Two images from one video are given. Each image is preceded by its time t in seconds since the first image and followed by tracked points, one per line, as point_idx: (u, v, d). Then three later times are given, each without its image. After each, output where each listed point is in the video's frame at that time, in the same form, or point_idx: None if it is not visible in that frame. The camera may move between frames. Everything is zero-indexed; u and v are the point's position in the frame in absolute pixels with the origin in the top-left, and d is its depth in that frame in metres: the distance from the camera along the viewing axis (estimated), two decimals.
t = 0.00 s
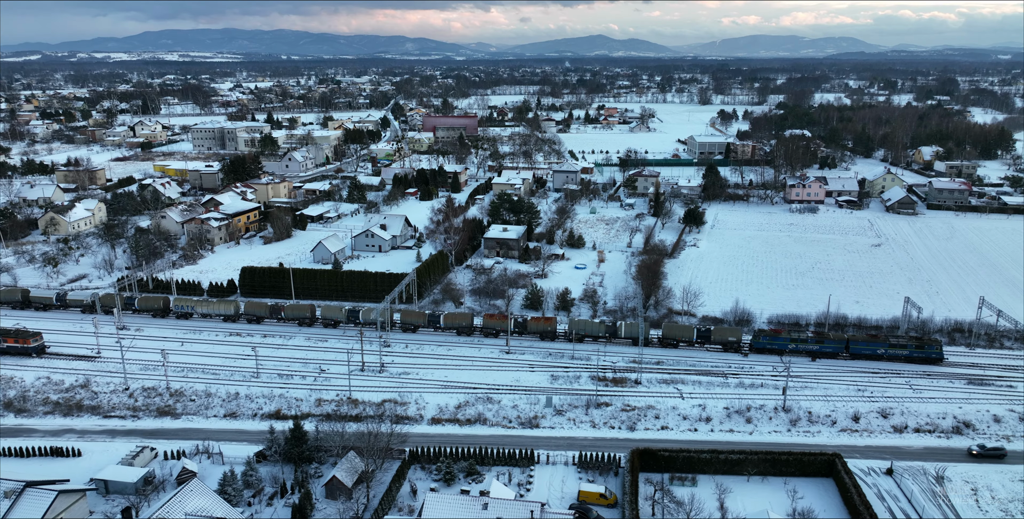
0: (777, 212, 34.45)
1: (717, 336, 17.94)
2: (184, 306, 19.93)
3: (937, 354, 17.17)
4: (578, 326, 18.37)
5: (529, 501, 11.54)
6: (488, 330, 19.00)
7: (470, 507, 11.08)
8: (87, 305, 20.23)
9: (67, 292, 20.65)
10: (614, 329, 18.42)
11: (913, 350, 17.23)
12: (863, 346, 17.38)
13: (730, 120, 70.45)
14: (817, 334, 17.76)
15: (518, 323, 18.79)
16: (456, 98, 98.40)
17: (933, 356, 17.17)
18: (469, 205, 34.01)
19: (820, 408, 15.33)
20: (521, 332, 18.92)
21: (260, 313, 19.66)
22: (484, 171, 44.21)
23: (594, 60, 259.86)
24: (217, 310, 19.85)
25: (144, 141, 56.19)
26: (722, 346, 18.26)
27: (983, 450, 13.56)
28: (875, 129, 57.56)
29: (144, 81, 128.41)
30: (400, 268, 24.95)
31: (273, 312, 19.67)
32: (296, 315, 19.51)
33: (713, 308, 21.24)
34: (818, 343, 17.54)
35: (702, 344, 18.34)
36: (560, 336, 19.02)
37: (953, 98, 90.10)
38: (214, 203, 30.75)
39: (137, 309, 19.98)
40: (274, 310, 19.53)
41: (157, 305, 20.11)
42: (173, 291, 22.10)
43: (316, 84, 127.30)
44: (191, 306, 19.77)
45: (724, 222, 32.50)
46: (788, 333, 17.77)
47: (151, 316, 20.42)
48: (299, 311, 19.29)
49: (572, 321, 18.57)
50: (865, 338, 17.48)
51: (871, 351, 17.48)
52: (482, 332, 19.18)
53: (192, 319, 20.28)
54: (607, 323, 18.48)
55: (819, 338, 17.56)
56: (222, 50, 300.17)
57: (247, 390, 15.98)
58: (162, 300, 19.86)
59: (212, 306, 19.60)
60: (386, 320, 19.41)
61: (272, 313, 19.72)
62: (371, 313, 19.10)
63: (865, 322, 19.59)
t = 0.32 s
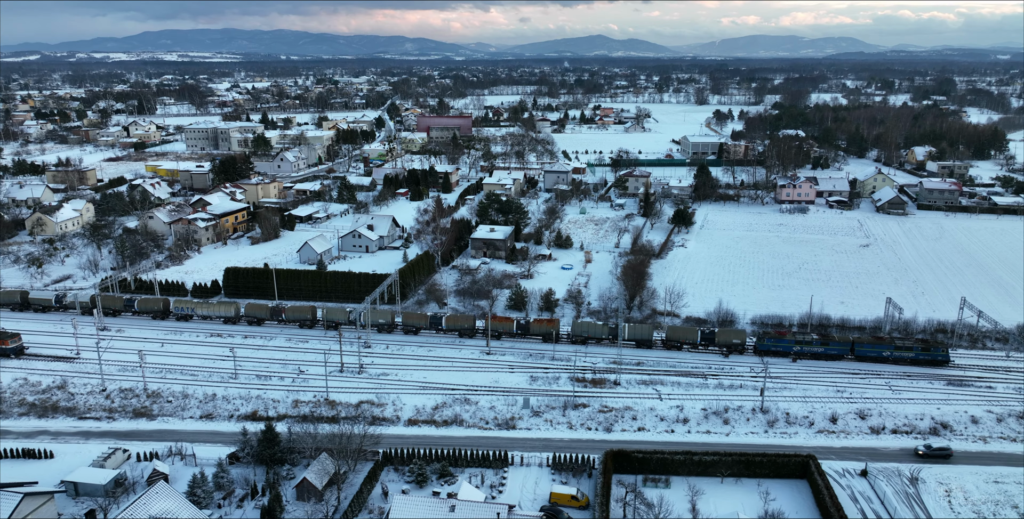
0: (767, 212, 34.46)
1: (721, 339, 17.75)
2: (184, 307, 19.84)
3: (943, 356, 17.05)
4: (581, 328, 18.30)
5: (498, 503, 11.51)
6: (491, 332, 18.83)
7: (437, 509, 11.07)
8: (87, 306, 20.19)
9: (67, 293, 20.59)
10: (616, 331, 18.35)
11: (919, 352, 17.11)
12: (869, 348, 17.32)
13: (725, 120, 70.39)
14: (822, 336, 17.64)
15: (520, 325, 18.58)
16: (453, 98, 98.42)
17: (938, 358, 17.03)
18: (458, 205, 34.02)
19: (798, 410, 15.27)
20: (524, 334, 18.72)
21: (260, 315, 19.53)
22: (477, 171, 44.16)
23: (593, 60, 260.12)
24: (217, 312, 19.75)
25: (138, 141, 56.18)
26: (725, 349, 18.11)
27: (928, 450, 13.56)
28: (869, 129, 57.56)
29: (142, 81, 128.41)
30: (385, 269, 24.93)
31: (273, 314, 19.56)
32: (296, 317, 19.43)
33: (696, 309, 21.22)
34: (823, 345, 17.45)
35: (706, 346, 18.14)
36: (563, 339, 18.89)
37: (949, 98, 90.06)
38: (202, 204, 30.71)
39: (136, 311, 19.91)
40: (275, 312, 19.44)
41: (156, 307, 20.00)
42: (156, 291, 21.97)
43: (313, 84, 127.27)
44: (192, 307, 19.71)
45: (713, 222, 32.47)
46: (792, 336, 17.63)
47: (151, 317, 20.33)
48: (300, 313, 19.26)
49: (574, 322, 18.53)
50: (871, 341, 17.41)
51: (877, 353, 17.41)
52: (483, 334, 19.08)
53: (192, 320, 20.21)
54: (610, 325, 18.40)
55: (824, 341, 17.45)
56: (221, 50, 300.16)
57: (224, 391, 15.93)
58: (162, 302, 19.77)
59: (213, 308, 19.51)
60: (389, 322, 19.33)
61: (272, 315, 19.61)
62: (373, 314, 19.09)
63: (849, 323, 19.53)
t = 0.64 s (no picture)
0: (758, 213, 34.44)
1: (725, 341, 17.66)
2: (184, 310, 19.67)
3: (950, 359, 16.97)
4: (584, 329, 18.13)
5: (467, 506, 11.49)
6: (493, 334, 18.75)
7: (405, 511, 11.07)
8: (87, 309, 20.06)
9: (66, 297, 20.53)
10: (621, 333, 18.17)
11: (926, 355, 17.01)
12: (875, 351, 17.17)
13: (720, 120, 70.43)
14: (827, 339, 17.52)
15: (523, 327, 18.56)
16: (450, 98, 98.50)
17: (945, 361, 16.97)
18: (447, 205, 33.97)
19: (776, 411, 15.21)
20: (526, 336, 18.68)
21: (262, 317, 19.38)
22: (469, 172, 44.10)
23: (593, 60, 260.23)
24: (217, 314, 19.57)
25: (131, 141, 56.18)
26: (730, 351, 18.01)
27: (874, 451, 13.59)
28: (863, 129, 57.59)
29: (139, 81, 128.33)
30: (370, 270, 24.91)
31: (275, 316, 19.44)
32: (298, 319, 19.30)
33: (680, 310, 21.17)
34: (829, 348, 17.32)
35: (711, 349, 18.07)
36: (567, 342, 18.74)
37: (946, 98, 90.16)
38: (190, 204, 30.68)
39: (137, 313, 19.75)
40: (276, 314, 19.32)
41: (157, 309, 19.80)
42: (139, 292, 21.86)
43: (311, 83, 127.31)
44: (193, 310, 19.55)
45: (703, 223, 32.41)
46: (798, 339, 17.45)
47: (151, 320, 20.14)
48: (301, 316, 19.14)
49: (578, 325, 18.34)
50: (877, 343, 17.26)
51: (883, 357, 17.25)
52: (486, 336, 19.00)
53: (193, 322, 20.03)
54: (614, 328, 18.23)
55: (830, 343, 17.32)
56: (220, 50, 300.16)
57: (202, 393, 15.87)
58: (162, 304, 19.59)
59: (213, 310, 19.33)
60: (391, 324, 19.19)
61: (274, 317, 19.49)
62: (374, 317, 18.96)
63: (832, 324, 19.48)
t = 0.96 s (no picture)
0: (748, 213, 34.43)
1: (732, 344, 17.59)
2: (185, 312, 19.57)
3: (959, 362, 16.85)
4: (589, 333, 18.05)
5: (438, 510, 11.46)
6: (498, 337, 18.64)
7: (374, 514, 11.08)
8: (88, 311, 19.97)
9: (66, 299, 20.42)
10: (625, 335, 18.10)
11: (934, 358, 16.90)
12: (882, 353, 17.09)
13: (715, 120, 70.45)
14: (834, 342, 17.47)
15: (528, 330, 18.41)
16: (446, 98, 98.56)
17: (953, 364, 16.86)
18: (438, 206, 33.93)
19: (756, 413, 15.17)
20: (530, 339, 18.56)
21: (264, 319, 19.36)
22: (462, 172, 44.09)
23: (592, 60, 260.58)
24: (219, 317, 19.51)
25: (125, 142, 56.16)
26: (737, 354, 17.90)
27: (823, 452, 13.66)
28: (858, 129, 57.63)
29: (137, 81, 128.43)
30: (356, 270, 24.90)
31: (277, 318, 19.39)
32: (300, 322, 19.29)
33: (665, 311, 21.10)
34: (835, 351, 17.27)
35: (717, 352, 17.95)
36: (572, 344, 18.64)
37: (942, 98, 90.25)
38: (179, 205, 30.65)
39: (138, 315, 19.65)
40: (279, 317, 19.29)
41: (158, 311, 19.74)
42: (123, 294, 21.77)
43: (309, 84, 127.35)
44: (194, 312, 19.45)
45: (693, 223, 32.39)
46: (805, 341, 17.38)
47: (153, 322, 20.06)
48: (303, 318, 19.04)
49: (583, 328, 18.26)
50: (884, 345, 17.16)
51: (890, 359, 17.16)
52: (491, 339, 18.83)
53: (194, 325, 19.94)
54: (619, 330, 18.17)
55: (837, 346, 17.27)
56: (219, 51, 300.33)
57: (181, 394, 15.81)
58: (164, 306, 19.51)
59: (215, 313, 19.26)
60: (394, 327, 19.00)
61: (275, 319, 19.48)
62: (377, 319, 18.83)
63: (817, 325, 19.49)
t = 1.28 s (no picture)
0: (739, 213, 34.42)
1: (738, 347, 17.44)
2: (188, 314, 19.42)
3: (968, 364, 16.70)
4: (594, 335, 17.87)
5: (410, 512, 11.42)
6: (502, 340, 18.50)
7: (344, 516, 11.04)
8: (90, 314, 19.77)
9: (68, 300, 20.17)
10: (631, 338, 17.84)
11: (943, 360, 16.74)
12: (890, 356, 16.86)
13: (711, 121, 70.44)
14: (842, 343, 17.29)
15: (533, 332, 18.20)
16: (443, 98, 98.54)
17: (963, 366, 16.72)
18: (428, 206, 33.86)
19: (736, 414, 15.12)
20: (535, 341, 18.36)
21: (267, 321, 19.24)
22: (455, 173, 44.08)
23: (592, 59, 260.80)
24: (222, 319, 19.39)
25: (119, 142, 56.15)
26: (742, 357, 17.77)
27: (772, 452, 13.64)
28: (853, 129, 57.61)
29: (135, 81, 128.40)
30: (344, 271, 24.86)
31: (279, 321, 19.26)
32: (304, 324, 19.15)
33: (650, 312, 21.05)
34: (843, 353, 17.11)
35: (724, 354, 17.84)
36: (576, 346, 18.51)
37: (939, 98, 90.28)
38: (169, 206, 30.59)
39: (139, 317, 19.52)
40: (282, 319, 19.16)
41: (160, 314, 19.62)
42: (109, 295, 21.71)
43: (307, 84, 127.35)
44: (196, 314, 19.31)
45: (683, 223, 32.36)
46: (812, 344, 17.31)
47: (154, 324, 19.91)
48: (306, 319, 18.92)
49: (587, 330, 18.04)
50: (892, 348, 16.93)
51: (898, 361, 16.95)
52: (495, 341, 18.70)
53: (196, 327, 19.78)
54: (625, 332, 17.91)
55: (845, 349, 17.11)
56: (218, 51, 300.60)
57: (160, 396, 15.76)
58: (166, 308, 19.41)
59: (218, 315, 19.17)
60: (398, 329, 18.91)
61: (279, 322, 19.33)
62: (380, 322, 18.73)
63: (801, 326, 19.51)
